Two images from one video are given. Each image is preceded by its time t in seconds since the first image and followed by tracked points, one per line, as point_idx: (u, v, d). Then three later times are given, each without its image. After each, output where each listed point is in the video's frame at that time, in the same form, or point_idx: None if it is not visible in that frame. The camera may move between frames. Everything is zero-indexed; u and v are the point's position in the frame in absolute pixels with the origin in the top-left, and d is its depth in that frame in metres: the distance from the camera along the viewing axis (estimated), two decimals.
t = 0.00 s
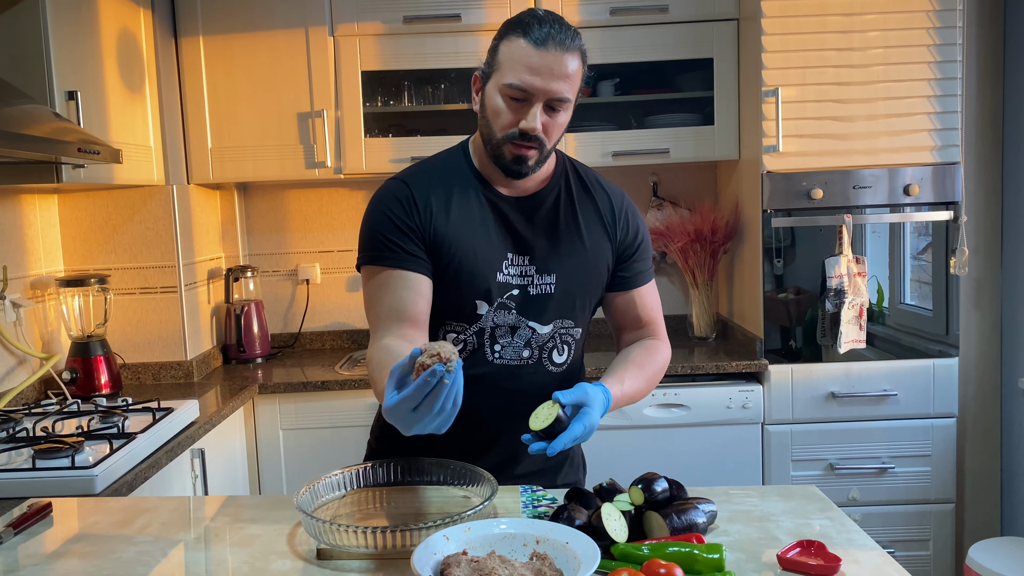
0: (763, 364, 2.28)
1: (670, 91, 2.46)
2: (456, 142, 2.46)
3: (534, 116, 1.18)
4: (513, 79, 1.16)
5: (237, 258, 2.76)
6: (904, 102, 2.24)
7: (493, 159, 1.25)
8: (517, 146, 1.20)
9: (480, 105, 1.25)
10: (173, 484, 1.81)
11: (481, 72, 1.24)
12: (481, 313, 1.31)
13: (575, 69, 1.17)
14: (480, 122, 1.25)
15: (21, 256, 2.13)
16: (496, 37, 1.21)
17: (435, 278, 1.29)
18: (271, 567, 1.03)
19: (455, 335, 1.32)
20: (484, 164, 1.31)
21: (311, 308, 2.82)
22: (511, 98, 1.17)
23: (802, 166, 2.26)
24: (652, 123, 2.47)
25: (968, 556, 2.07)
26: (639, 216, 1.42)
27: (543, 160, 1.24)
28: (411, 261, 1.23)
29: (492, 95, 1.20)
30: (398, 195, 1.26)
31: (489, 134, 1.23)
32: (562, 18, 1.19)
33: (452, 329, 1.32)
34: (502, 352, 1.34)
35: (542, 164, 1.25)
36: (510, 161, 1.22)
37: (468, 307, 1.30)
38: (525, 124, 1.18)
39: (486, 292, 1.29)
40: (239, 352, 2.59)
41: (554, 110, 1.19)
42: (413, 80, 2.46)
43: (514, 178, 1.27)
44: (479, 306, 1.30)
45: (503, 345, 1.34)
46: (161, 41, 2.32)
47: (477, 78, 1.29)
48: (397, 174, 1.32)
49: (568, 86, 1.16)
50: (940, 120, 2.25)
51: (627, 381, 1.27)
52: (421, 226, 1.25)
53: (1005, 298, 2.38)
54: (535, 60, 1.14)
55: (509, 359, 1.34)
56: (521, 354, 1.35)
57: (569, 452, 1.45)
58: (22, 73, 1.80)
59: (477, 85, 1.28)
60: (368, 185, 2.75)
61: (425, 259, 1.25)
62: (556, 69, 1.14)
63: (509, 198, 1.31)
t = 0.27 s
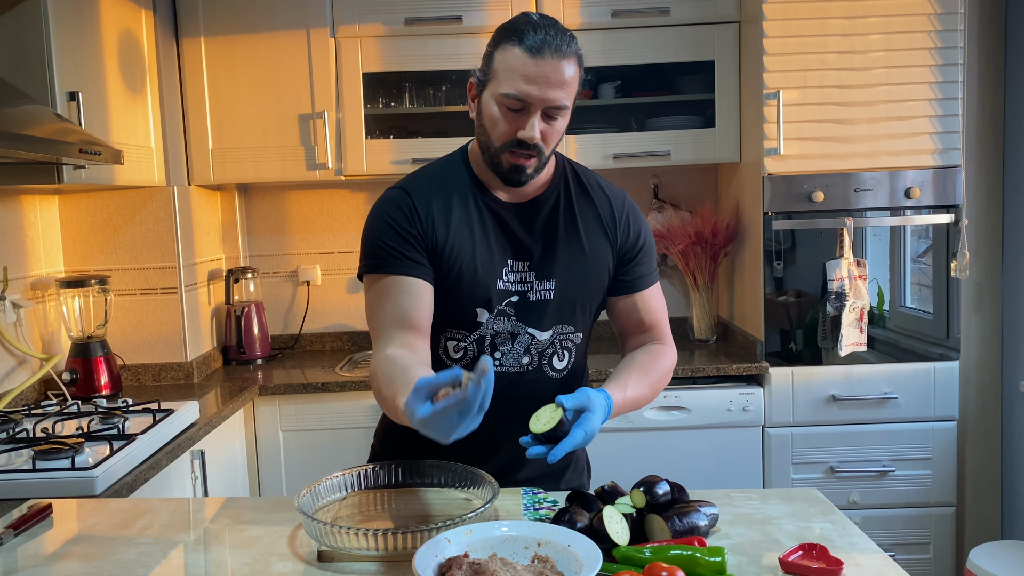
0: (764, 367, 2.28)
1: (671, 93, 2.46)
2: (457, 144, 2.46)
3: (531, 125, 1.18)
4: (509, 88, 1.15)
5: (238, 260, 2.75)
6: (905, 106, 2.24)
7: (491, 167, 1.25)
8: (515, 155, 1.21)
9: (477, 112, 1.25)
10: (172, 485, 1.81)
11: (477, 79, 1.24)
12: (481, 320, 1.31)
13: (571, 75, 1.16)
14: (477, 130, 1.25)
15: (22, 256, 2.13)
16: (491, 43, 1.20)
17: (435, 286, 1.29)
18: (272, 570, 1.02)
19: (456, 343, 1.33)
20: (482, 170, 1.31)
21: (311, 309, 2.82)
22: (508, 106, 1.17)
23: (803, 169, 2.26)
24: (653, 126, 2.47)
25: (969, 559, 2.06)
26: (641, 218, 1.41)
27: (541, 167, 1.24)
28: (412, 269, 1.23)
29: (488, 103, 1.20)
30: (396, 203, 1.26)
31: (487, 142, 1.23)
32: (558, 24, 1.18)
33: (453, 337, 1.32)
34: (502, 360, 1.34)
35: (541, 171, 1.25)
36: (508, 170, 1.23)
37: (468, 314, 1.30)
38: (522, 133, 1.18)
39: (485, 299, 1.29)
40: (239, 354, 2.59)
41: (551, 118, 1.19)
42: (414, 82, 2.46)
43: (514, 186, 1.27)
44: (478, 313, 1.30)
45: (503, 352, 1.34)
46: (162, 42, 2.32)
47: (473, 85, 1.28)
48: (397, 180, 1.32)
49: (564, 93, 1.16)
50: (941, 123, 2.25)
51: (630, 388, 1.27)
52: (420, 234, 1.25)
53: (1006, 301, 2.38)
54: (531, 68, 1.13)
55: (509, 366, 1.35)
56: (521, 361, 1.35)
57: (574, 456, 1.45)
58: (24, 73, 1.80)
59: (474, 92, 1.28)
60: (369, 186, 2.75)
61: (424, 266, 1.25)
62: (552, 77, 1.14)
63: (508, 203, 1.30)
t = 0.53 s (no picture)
0: (764, 369, 2.28)
1: (672, 94, 2.46)
2: (457, 145, 2.45)
3: (542, 126, 1.17)
4: (521, 88, 1.15)
5: (238, 260, 2.75)
6: (906, 107, 2.24)
7: (500, 167, 1.25)
8: (525, 156, 1.21)
9: (486, 112, 1.24)
10: (172, 485, 1.81)
11: (487, 78, 1.23)
12: (479, 320, 1.31)
13: (583, 77, 1.16)
14: (486, 129, 1.25)
15: (21, 255, 2.13)
16: (503, 42, 1.20)
17: (434, 284, 1.29)
18: (272, 570, 1.02)
19: (454, 341, 1.33)
20: (488, 170, 1.31)
21: (311, 310, 2.82)
22: (519, 107, 1.17)
23: (804, 170, 2.26)
24: (653, 127, 2.47)
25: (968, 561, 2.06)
26: (647, 223, 1.40)
27: (550, 167, 1.24)
28: (410, 266, 1.24)
29: (499, 103, 1.19)
30: (399, 199, 1.26)
31: (496, 142, 1.23)
32: (570, 25, 1.18)
33: (451, 335, 1.33)
34: (500, 360, 1.34)
35: (550, 171, 1.25)
36: (518, 170, 1.23)
37: (466, 313, 1.30)
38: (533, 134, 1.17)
39: (484, 298, 1.29)
40: (239, 354, 2.59)
41: (562, 119, 1.19)
42: (415, 82, 2.46)
43: (523, 187, 1.27)
44: (477, 312, 1.30)
45: (501, 352, 1.33)
46: (163, 41, 2.31)
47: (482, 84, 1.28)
48: (401, 176, 1.32)
49: (576, 94, 1.16)
50: (942, 125, 2.25)
51: (627, 394, 1.26)
52: (421, 231, 1.25)
53: (1006, 303, 2.38)
54: (544, 69, 1.13)
55: (507, 367, 1.34)
56: (519, 362, 1.34)
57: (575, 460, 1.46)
58: (24, 72, 1.79)
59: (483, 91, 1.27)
60: (369, 187, 2.75)
61: (423, 264, 1.26)
62: (565, 78, 1.14)
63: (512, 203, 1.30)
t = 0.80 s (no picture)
0: (764, 370, 2.28)
1: (673, 95, 2.46)
2: (458, 145, 2.45)
3: (555, 128, 1.18)
4: (537, 89, 1.15)
5: (238, 259, 2.75)
6: (907, 109, 2.24)
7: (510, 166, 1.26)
8: (537, 156, 1.21)
9: (500, 109, 1.25)
10: (172, 485, 1.81)
11: (503, 76, 1.23)
12: (477, 318, 1.31)
13: (599, 81, 1.16)
14: (499, 127, 1.25)
15: (22, 255, 2.13)
16: (521, 41, 1.20)
17: (434, 280, 1.29)
18: (273, 570, 1.02)
19: (451, 339, 1.33)
20: (499, 170, 1.31)
21: (311, 309, 2.81)
22: (533, 107, 1.17)
23: (804, 171, 2.26)
24: (654, 128, 2.47)
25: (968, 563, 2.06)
26: (653, 230, 1.40)
27: (561, 169, 1.24)
28: (408, 260, 1.25)
29: (513, 102, 1.20)
30: (404, 193, 1.27)
31: (508, 140, 1.23)
32: (589, 27, 1.18)
33: (448, 333, 1.33)
34: (497, 360, 1.34)
35: (560, 173, 1.25)
36: (529, 169, 1.23)
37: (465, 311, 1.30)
38: (545, 135, 1.18)
39: (484, 296, 1.29)
40: (239, 354, 2.58)
41: (575, 122, 1.19)
42: (416, 83, 2.46)
43: (532, 186, 1.27)
44: (475, 311, 1.30)
45: (498, 352, 1.33)
46: (164, 41, 2.31)
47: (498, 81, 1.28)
48: (409, 172, 1.33)
49: (590, 98, 1.16)
50: (943, 127, 2.25)
51: (621, 401, 1.27)
52: (424, 227, 1.26)
53: (1006, 304, 2.38)
54: (560, 71, 1.13)
55: (504, 367, 1.34)
56: (517, 363, 1.34)
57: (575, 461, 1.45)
58: (25, 71, 1.80)
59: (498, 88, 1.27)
60: (370, 187, 2.75)
61: (422, 259, 1.27)
62: (581, 81, 1.14)
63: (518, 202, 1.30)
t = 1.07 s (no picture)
0: (764, 369, 2.28)
1: (672, 94, 2.46)
2: (457, 144, 2.45)
3: (567, 128, 1.17)
4: (551, 87, 1.15)
5: (236, 258, 2.75)
6: (907, 108, 2.24)
7: (518, 164, 1.25)
8: (546, 155, 1.20)
9: (512, 107, 1.24)
10: (170, 484, 1.80)
11: (517, 73, 1.23)
12: (474, 315, 1.30)
13: (613, 85, 1.17)
14: (509, 123, 1.24)
15: (20, 253, 2.12)
16: (538, 39, 1.20)
17: (434, 275, 1.29)
18: (272, 569, 1.02)
19: (448, 335, 1.32)
20: (507, 168, 1.31)
21: (310, 308, 2.81)
22: (547, 105, 1.17)
23: (804, 171, 2.26)
24: (653, 127, 2.46)
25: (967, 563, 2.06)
26: (655, 236, 1.40)
27: (568, 171, 1.24)
28: (409, 252, 1.24)
29: (526, 99, 1.19)
30: (409, 186, 1.27)
31: (518, 138, 1.22)
32: (607, 30, 1.18)
33: (446, 328, 1.32)
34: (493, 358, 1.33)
35: (568, 174, 1.25)
36: (537, 168, 1.22)
37: (463, 307, 1.30)
38: (557, 135, 1.17)
39: (483, 293, 1.29)
40: (238, 353, 2.58)
41: (586, 123, 1.19)
42: (415, 81, 2.46)
43: (539, 186, 1.26)
44: (473, 307, 1.30)
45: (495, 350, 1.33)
46: (163, 39, 2.31)
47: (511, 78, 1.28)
48: (416, 165, 1.33)
49: (603, 101, 1.16)
50: (942, 127, 2.25)
51: (606, 390, 1.24)
52: (428, 221, 1.26)
53: (1006, 304, 2.38)
54: (577, 71, 1.13)
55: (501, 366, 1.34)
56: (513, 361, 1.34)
57: (568, 462, 1.46)
58: (23, 69, 1.79)
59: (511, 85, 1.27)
60: (369, 186, 2.75)
61: (423, 252, 1.26)
62: (596, 82, 1.14)
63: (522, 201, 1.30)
